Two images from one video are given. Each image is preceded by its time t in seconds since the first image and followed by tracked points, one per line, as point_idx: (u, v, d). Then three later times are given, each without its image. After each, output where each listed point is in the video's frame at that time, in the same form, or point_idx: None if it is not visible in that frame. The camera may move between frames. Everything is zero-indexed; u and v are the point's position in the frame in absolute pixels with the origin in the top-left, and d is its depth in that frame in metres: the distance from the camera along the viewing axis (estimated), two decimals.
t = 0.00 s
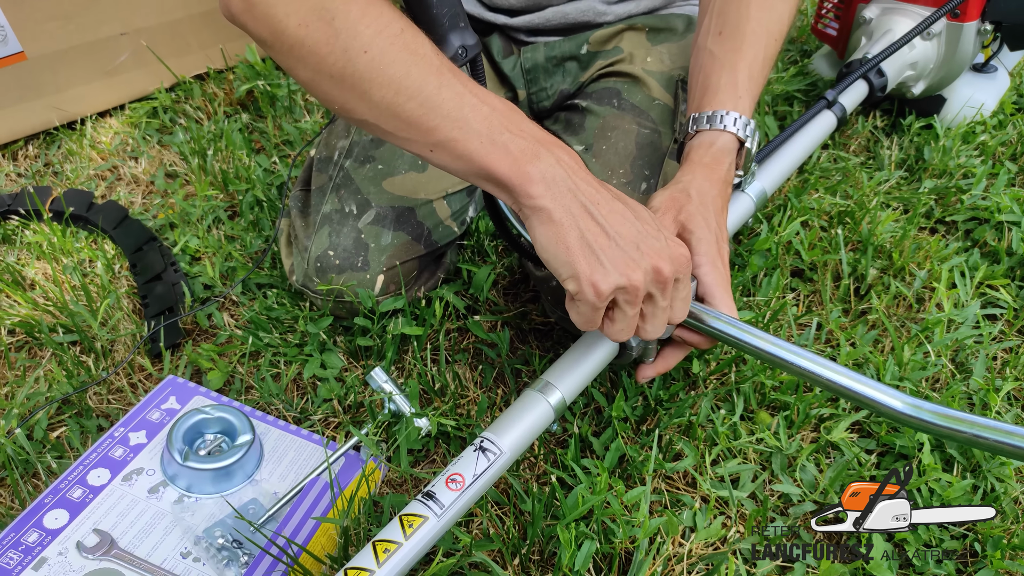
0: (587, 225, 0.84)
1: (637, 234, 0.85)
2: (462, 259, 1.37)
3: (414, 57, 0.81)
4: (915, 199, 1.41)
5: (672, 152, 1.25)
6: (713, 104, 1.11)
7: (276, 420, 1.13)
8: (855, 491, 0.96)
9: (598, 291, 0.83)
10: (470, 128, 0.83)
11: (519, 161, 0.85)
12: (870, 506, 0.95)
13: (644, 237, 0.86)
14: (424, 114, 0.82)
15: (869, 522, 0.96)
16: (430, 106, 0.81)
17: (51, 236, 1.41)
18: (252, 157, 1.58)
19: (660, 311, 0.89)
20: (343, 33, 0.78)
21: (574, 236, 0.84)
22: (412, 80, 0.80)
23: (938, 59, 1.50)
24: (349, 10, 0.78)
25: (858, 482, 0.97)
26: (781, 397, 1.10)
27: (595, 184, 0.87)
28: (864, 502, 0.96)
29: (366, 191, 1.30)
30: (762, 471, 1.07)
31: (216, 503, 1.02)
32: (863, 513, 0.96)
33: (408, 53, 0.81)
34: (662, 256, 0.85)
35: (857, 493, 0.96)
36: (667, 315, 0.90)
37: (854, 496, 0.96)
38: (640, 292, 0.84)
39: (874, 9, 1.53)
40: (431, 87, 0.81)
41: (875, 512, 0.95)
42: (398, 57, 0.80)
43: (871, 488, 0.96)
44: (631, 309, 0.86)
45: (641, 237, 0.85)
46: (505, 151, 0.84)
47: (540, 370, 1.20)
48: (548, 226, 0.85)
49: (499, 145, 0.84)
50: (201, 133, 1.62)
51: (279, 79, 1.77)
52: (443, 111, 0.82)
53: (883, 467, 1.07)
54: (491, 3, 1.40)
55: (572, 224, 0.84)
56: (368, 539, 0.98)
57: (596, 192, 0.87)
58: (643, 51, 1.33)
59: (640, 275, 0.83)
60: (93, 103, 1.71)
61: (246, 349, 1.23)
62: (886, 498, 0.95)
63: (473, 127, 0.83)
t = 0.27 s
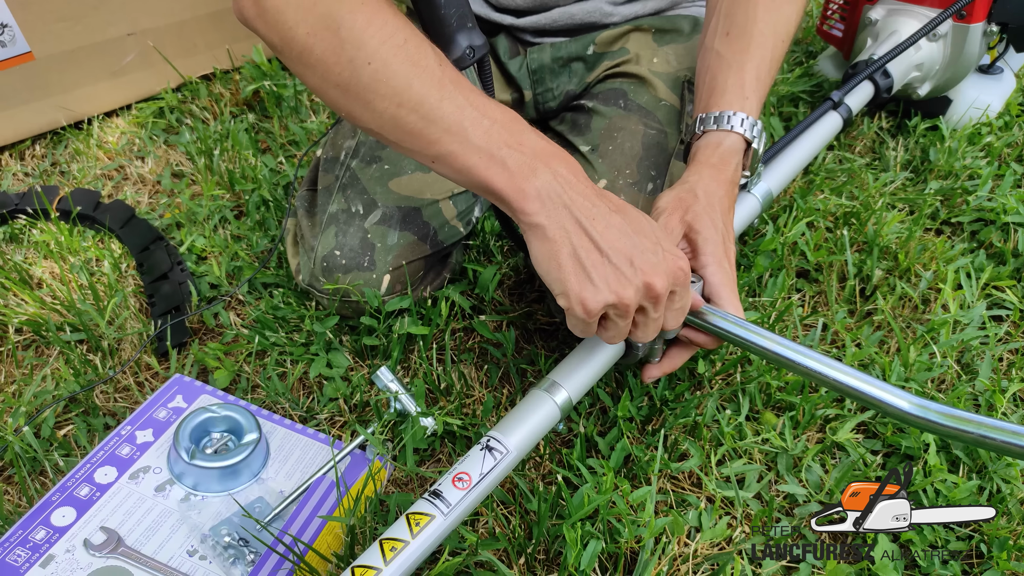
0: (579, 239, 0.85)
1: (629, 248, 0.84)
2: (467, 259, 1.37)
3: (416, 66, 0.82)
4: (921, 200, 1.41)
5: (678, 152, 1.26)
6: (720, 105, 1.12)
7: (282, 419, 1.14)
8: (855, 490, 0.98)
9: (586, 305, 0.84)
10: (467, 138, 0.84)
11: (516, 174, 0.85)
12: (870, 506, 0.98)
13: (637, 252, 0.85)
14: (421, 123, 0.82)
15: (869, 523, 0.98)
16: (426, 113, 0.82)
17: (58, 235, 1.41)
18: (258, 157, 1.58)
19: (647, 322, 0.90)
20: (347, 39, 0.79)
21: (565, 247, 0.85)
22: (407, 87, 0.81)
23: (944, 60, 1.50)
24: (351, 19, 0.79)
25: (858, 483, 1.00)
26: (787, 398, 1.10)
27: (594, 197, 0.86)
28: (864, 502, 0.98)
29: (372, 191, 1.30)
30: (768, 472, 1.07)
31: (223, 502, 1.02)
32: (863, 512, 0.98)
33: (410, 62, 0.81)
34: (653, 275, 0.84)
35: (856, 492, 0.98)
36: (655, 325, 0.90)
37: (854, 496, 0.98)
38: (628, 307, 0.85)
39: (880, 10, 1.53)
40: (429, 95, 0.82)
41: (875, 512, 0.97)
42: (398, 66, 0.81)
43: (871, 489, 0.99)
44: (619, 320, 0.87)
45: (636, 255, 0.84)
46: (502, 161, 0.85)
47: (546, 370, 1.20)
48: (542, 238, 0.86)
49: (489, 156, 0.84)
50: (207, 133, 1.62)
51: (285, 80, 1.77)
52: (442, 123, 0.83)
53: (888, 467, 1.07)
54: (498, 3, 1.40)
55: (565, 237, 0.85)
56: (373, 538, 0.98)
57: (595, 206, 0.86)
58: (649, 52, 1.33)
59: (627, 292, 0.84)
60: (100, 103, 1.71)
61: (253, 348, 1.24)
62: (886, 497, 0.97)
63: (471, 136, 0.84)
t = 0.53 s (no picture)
0: (339, 231, 0.91)
1: (365, 245, 0.88)
2: (470, 260, 1.39)
3: (317, 74, 1.00)
4: (922, 203, 1.41)
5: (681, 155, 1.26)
6: (724, 108, 1.12)
7: (284, 420, 1.14)
8: (855, 490, 1.00)
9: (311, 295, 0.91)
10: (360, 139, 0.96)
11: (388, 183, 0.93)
12: (870, 506, 0.99)
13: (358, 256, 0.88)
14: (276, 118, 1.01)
15: (869, 522, 0.99)
16: (286, 111, 0.99)
17: (60, 235, 1.41)
18: (260, 158, 1.59)
19: (371, 331, 0.88)
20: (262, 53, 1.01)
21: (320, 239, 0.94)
22: (267, 87, 1.00)
23: (946, 63, 1.51)
24: (276, 35, 1.01)
25: (858, 483, 1.02)
26: (788, 400, 1.11)
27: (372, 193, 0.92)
28: (864, 502, 1.00)
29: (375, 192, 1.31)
30: (769, 474, 1.07)
31: (224, 502, 1.03)
32: (863, 513, 0.99)
33: (320, 73, 1.00)
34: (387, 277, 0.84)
35: (856, 492, 1.00)
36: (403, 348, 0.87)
37: (854, 496, 1.00)
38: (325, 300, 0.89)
39: (882, 14, 1.54)
40: (312, 99, 0.98)
41: (875, 512, 0.99)
42: (294, 73, 0.99)
43: (871, 489, 1.01)
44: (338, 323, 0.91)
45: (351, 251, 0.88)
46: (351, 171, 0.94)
47: (548, 372, 1.20)
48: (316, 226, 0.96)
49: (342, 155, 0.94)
50: (210, 134, 1.63)
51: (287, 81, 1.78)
52: (320, 116, 0.97)
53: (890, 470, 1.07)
54: (502, 7, 1.41)
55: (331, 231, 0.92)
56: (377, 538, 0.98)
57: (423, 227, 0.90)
58: (653, 55, 1.34)
59: (347, 281, 0.86)
60: (103, 103, 1.72)
61: (255, 349, 1.24)
62: (886, 497, 0.99)
63: (310, 133, 0.97)
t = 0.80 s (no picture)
0: (133, 300, 0.90)
1: (138, 320, 0.88)
2: (473, 262, 1.38)
3: (206, 128, 0.99)
4: (927, 204, 1.41)
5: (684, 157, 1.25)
6: (726, 110, 1.12)
7: (289, 423, 1.14)
8: (855, 490, 0.99)
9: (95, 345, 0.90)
10: (172, 197, 0.95)
11: (180, 246, 0.93)
12: (870, 506, 0.98)
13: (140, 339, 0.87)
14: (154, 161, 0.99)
15: (869, 523, 0.98)
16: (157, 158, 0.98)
17: (66, 239, 1.42)
18: (265, 161, 1.59)
19: (123, 404, 0.89)
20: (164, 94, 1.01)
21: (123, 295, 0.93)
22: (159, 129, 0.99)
23: (949, 64, 1.50)
24: (185, 72, 1.00)
25: (858, 483, 1.00)
26: (793, 402, 1.11)
27: (175, 273, 0.91)
28: (864, 502, 0.99)
29: (379, 195, 1.31)
30: (775, 476, 1.07)
31: (230, 506, 1.03)
32: (863, 513, 0.99)
33: (202, 126, 0.99)
34: (153, 372, 0.86)
35: (856, 492, 0.99)
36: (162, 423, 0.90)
37: (854, 496, 0.99)
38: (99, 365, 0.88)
39: (886, 14, 1.54)
40: (180, 152, 0.97)
41: (875, 512, 0.98)
42: (177, 117, 0.98)
43: (871, 489, 0.99)
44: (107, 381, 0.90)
45: (159, 339, 0.87)
46: (158, 226, 0.94)
47: (553, 374, 1.21)
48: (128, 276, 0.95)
49: (167, 220, 0.94)
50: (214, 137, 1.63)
51: (291, 84, 1.78)
52: (173, 173, 0.96)
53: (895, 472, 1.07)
54: (504, 11, 1.42)
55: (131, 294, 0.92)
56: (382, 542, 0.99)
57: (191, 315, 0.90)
58: (655, 57, 1.34)
59: (112, 357, 0.86)
60: (108, 107, 1.72)
61: (260, 352, 1.24)
62: (886, 497, 0.97)
63: (161, 184, 0.96)
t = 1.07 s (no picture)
0: (179, 320, 0.92)
1: (186, 340, 0.91)
2: (479, 260, 1.38)
3: (230, 149, 1.01)
4: (933, 206, 1.41)
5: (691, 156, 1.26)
6: (735, 110, 1.12)
7: (295, 419, 1.14)
8: (855, 490, 0.99)
9: (141, 370, 0.91)
10: (207, 220, 0.98)
11: (220, 266, 0.97)
12: (870, 506, 0.99)
13: (198, 357, 0.90)
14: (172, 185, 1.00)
15: (869, 523, 0.98)
16: (179, 182, 0.99)
17: (74, 234, 1.43)
18: (272, 158, 1.60)
19: (190, 421, 0.90)
20: (184, 117, 1.02)
21: (161, 317, 0.94)
22: (181, 153, 1.00)
23: (957, 66, 1.50)
24: (209, 94, 1.02)
25: (858, 483, 1.00)
26: (798, 402, 1.11)
27: (214, 293, 0.94)
28: (863, 502, 0.99)
29: (386, 192, 1.31)
30: (779, 476, 1.07)
31: (236, 500, 1.03)
32: (863, 513, 0.99)
33: (227, 146, 1.01)
34: (223, 387, 0.89)
35: (856, 492, 0.99)
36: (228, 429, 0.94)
37: (854, 496, 0.99)
38: (151, 387, 0.89)
39: (893, 16, 1.54)
40: (208, 176, 0.99)
41: (875, 512, 0.98)
42: (201, 140, 1.00)
43: (871, 488, 0.99)
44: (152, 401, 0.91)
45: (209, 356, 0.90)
46: (196, 248, 0.96)
47: (558, 372, 1.21)
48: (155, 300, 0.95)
49: (204, 243, 0.97)
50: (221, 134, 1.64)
51: (298, 81, 1.79)
52: (203, 197, 0.98)
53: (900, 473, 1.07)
54: (512, 10, 1.41)
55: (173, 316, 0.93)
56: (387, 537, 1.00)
57: (241, 329, 0.95)
58: (663, 57, 1.34)
59: (177, 376, 0.88)
60: (116, 103, 1.73)
61: (266, 348, 1.25)
62: (886, 497, 0.98)
63: (190, 207, 0.98)
